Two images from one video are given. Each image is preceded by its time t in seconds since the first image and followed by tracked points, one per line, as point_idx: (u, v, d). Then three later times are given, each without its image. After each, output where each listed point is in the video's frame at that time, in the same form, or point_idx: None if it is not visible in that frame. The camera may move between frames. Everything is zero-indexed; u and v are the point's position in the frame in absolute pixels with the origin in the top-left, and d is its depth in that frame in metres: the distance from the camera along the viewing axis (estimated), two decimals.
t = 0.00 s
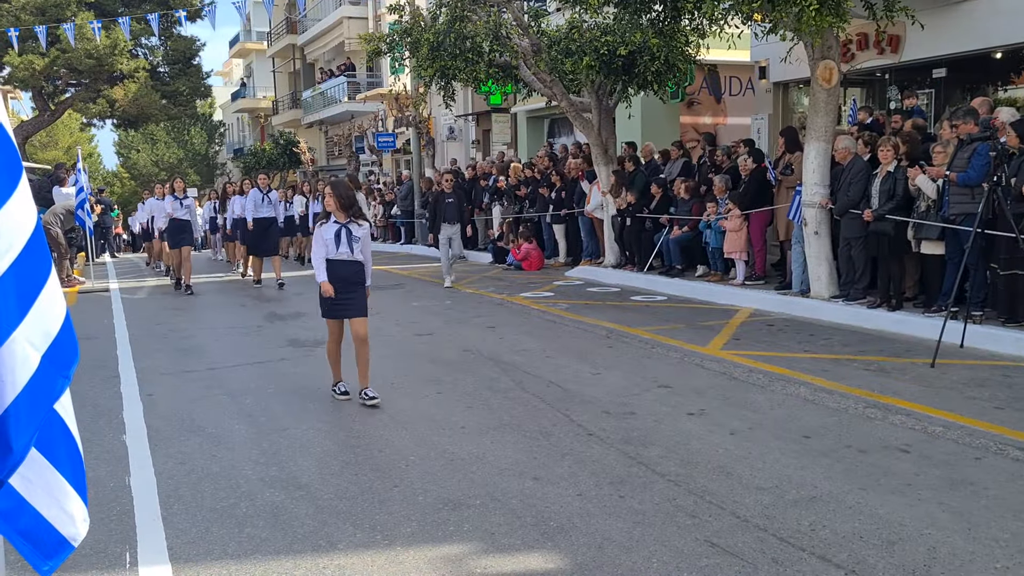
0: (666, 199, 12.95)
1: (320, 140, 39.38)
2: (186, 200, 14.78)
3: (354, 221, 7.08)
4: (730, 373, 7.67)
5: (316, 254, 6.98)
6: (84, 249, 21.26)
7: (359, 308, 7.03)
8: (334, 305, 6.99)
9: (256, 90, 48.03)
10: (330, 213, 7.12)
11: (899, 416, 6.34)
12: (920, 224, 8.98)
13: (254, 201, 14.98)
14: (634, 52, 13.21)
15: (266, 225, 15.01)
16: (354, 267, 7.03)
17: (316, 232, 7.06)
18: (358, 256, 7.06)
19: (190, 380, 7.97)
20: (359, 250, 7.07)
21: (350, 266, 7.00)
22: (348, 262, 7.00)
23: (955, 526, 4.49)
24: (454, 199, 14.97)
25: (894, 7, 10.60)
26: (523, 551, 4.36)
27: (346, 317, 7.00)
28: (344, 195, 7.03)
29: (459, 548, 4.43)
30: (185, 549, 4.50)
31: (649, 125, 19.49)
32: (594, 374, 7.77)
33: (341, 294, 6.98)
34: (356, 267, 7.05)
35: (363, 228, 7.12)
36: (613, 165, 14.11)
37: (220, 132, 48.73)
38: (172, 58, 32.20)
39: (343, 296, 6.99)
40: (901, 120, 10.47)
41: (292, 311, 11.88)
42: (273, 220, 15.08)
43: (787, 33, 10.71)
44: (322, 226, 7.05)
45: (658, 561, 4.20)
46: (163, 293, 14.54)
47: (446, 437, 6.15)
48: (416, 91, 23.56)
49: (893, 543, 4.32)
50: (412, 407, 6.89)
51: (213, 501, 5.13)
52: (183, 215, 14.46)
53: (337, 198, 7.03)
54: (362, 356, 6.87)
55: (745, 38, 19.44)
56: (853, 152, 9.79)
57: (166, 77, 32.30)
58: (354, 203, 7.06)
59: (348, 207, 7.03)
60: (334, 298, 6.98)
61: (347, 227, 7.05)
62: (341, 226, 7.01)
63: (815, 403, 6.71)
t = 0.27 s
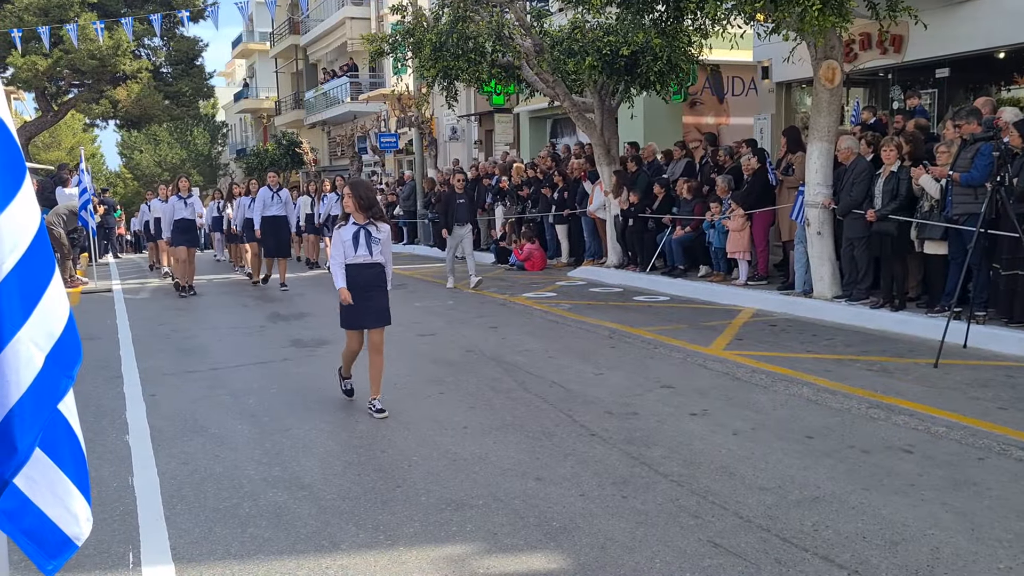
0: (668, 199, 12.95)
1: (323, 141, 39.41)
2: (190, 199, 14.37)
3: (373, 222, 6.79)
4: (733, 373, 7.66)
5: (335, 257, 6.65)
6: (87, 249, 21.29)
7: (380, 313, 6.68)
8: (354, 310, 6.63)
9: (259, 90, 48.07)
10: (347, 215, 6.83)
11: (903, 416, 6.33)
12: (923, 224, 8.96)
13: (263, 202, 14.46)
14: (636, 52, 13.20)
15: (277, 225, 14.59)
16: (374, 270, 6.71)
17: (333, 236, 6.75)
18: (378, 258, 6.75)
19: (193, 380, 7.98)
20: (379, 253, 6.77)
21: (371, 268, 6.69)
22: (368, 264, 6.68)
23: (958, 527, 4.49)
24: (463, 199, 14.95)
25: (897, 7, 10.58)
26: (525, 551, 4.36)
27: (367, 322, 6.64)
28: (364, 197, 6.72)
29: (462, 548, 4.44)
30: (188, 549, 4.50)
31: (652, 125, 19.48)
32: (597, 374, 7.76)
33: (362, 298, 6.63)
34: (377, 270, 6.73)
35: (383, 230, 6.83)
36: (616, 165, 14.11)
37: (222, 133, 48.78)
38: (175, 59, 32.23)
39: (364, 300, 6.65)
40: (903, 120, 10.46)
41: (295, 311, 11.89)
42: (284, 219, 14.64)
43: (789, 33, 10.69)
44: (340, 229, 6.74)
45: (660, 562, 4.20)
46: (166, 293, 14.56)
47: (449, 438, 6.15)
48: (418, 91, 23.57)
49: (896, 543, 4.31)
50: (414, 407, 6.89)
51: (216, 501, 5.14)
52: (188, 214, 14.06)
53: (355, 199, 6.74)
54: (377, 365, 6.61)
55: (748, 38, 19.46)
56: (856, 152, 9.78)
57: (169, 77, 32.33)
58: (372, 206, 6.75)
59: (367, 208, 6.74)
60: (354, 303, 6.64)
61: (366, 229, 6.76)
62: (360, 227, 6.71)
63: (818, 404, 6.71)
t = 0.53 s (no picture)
0: (671, 200, 12.94)
1: (325, 143, 39.45)
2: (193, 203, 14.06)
3: (393, 224, 6.57)
4: (736, 374, 7.65)
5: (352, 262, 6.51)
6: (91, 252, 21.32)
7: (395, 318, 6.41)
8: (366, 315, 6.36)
9: (262, 92, 48.13)
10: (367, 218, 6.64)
11: (907, 418, 6.32)
12: (927, 226, 8.89)
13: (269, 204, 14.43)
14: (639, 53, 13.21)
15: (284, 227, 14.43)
16: (390, 273, 6.46)
17: (351, 238, 6.57)
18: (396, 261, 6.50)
19: (197, 381, 7.99)
20: (397, 256, 6.53)
21: (386, 272, 6.45)
22: (384, 268, 6.44)
23: (962, 529, 4.48)
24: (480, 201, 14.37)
25: (901, 9, 10.56)
26: (529, 553, 4.36)
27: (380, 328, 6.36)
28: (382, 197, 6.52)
29: (466, 549, 4.44)
30: (191, 551, 4.51)
31: (654, 127, 19.48)
32: (600, 375, 7.76)
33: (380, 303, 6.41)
34: (394, 274, 6.48)
35: (403, 233, 6.60)
36: (618, 167, 14.11)
37: (225, 134, 48.84)
38: (177, 61, 32.28)
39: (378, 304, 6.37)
40: (907, 122, 10.46)
41: (299, 313, 11.90)
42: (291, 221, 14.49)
43: (792, 34, 10.68)
44: (357, 232, 6.56)
45: (663, 564, 4.19)
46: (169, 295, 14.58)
47: (452, 439, 6.15)
48: (421, 93, 23.58)
49: (900, 545, 4.31)
50: (417, 409, 6.89)
51: (219, 502, 5.14)
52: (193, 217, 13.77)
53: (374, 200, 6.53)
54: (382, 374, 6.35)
55: (751, 40, 19.48)
56: (859, 154, 9.76)
57: (172, 79, 32.38)
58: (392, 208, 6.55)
59: (386, 210, 6.51)
60: (367, 308, 6.38)
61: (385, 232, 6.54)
62: (378, 229, 6.50)
63: (821, 405, 6.70)
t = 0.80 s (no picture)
0: (673, 202, 12.94)
1: (327, 144, 39.48)
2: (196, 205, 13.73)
3: (409, 228, 6.37)
4: (738, 376, 7.65)
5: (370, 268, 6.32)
6: (93, 253, 21.35)
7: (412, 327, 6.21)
8: (382, 323, 6.20)
9: (263, 93, 48.18)
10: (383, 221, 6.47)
11: (909, 419, 6.32)
12: (929, 227, 8.91)
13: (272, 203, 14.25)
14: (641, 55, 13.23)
15: (288, 229, 14.23)
16: (406, 280, 6.26)
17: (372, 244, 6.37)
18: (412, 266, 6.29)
19: (199, 383, 8.00)
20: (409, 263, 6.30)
21: (402, 278, 6.25)
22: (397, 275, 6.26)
23: (964, 530, 4.48)
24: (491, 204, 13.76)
25: (903, 11, 10.57)
26: (531, 554, 4.36)
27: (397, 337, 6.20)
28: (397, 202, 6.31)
29: (467, 551, 4.44)
30: (194, 552, 4.51)
31: (656, 128, 19.48)
32: (602, 377, 7.76)
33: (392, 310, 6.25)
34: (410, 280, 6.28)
35: (420, 237, 6.39)
36: (620, 168, 14.11)
37: (227, 136, 48.89)
38: (180, 63, 32.31)
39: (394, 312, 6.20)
40: (909, 123, 10.47)
41: (301, 314, 11.91)
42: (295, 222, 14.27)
43: (794, 36, 10.68)
44: (373, 236, 6.40)
45: (665, 565, 4.19)
46: (171, 296, 14.59)
47: (454, 441, 6.15)
48: (423, 95, 23.59)
49: (902, 546, 4.31)
50: (419, 411, 6.89)
51: (222, 504, 5.14)
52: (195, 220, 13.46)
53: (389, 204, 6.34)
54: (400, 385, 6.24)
55: (752, 41, 19.49)
56: (861, 155, 9.77)
57: (175, 81, 32.41)
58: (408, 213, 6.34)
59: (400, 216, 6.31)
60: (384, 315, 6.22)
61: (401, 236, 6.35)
62: (394, 233, 6.32)
63: (823, 407, 6.70)
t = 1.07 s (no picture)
0: (675, 203, 12.95)
1: (328, 146, 39.51)
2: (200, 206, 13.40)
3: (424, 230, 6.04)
4: (740, 377, 7.65)
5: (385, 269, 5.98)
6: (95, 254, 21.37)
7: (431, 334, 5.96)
8: (400, 330, 5.92)
9: (265, 95, 48.23)
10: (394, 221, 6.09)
11: (911, 421, 6.32)
12: (930, 229, 8.95)
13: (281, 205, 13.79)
14: (642, 56, 13.25)
15: (294, 231, 13.82)
16: (424, 285, 5.97)
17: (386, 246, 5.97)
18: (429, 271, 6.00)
19: (201, 384, 8.00)
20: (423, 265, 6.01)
21: (420, 283, 5.95)
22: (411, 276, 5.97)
23: (966, 532, 4.48)
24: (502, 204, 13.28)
25: (904, 12, 10.56)
26: (533, 555, 4.36)
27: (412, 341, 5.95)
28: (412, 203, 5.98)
29: (468, 552, 4.44)
30: (196, 553, 4.51)
31: (657, 129, 19.48)
32: (604, 378, 7.76)
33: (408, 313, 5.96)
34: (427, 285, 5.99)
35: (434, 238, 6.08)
36: (621, 170, 14.12)
37: (229, 138, 48.94)
38: (181, 64, 32.33)
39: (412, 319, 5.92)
40: (910, 125, 10.47)
41: (303, 316, 11.91)
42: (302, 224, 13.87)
43: (796, 37, 10.68)
44: (386, 236, 6.00)
45: (666, 566, 4.19)
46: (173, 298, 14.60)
47: (456, 442, 6.15)
48: (425, 96, 23.61)
49: (904, 548, 4.31)
50: (420, 412, 6.89)
51: (223, 505, 5.15)
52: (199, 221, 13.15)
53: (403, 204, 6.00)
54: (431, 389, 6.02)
55: (753, 43, 19.50)
56: (862, 157, 9.78)
57: (176, 82, 32.44)
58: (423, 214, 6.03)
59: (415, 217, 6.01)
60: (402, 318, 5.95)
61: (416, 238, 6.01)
62: (409, 235, 5.97)
63: (825, 408, 6.70)
